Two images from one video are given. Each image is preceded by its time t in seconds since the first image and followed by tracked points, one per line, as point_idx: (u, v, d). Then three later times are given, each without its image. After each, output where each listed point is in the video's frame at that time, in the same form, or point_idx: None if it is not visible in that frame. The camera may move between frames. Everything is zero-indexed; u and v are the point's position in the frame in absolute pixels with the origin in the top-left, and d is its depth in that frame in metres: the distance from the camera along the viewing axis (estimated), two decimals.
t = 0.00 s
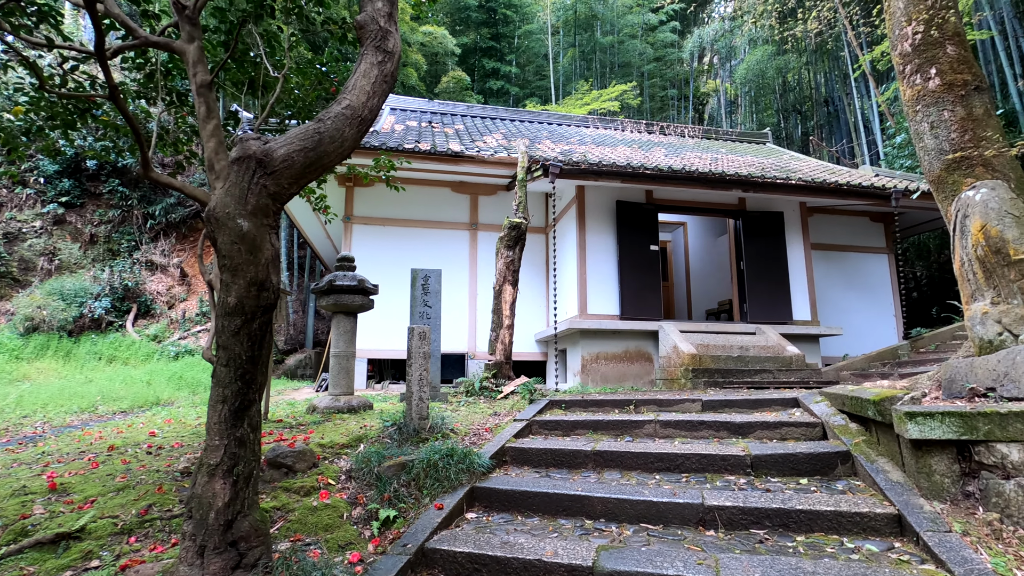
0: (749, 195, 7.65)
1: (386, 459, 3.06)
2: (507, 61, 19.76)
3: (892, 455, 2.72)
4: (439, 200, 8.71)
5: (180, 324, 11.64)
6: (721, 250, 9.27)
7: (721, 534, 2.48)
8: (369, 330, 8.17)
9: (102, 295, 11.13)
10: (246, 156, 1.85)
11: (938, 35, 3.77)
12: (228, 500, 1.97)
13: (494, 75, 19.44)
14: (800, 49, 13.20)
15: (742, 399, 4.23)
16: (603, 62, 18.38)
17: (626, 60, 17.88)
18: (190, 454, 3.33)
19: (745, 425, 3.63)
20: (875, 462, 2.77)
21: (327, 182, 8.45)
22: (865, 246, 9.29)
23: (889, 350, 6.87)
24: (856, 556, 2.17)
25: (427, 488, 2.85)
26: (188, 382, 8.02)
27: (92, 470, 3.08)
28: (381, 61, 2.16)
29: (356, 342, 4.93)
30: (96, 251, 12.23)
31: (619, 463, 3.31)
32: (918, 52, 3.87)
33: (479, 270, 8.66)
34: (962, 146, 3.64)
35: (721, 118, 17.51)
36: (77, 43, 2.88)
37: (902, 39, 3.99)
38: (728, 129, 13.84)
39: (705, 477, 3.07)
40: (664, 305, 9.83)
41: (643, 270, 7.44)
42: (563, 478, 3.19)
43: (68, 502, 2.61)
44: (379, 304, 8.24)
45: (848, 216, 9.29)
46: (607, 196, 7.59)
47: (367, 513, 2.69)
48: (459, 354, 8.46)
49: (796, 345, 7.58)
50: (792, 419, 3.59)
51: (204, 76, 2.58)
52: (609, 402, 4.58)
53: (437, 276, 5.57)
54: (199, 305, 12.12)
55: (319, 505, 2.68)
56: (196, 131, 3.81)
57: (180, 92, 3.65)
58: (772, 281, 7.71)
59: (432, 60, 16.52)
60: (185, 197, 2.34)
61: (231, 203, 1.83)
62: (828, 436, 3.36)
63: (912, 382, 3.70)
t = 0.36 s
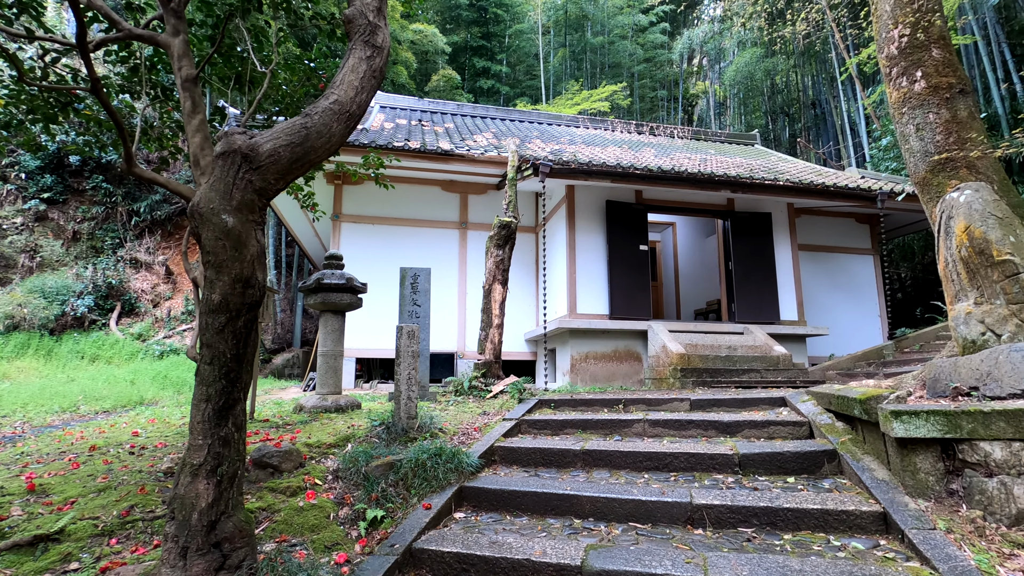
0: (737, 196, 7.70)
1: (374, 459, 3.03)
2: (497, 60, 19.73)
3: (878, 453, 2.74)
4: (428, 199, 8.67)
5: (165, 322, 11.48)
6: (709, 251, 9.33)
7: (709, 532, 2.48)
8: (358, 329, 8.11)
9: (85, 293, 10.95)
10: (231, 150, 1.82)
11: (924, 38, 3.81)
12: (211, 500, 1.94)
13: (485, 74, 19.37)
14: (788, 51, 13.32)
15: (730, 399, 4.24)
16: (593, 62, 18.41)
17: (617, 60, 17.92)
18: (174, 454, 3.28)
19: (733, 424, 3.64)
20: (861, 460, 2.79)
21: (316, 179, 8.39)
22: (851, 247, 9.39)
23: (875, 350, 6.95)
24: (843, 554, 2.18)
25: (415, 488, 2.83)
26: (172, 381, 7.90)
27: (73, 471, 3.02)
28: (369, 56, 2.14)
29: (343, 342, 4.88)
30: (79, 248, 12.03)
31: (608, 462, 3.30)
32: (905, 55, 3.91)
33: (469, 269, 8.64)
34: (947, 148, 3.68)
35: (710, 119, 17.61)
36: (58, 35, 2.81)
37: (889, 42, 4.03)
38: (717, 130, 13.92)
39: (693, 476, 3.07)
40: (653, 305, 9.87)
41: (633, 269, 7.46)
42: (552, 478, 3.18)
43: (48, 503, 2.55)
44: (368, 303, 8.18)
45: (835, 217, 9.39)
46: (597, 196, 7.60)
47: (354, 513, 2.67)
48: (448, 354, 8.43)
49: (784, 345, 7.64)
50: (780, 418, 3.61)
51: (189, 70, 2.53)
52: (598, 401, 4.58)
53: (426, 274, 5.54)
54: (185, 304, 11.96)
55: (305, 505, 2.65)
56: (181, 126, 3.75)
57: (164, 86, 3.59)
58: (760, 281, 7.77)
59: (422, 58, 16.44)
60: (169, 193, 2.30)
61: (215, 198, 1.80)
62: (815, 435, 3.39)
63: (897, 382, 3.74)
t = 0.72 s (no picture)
0: (726, 197, 7.76)
1: (362, 459, 3.02)
2: (488, 59, 19.72)
3: (862, 452, 2.77)
4: (418, 198, 8.65)
5: (151, 321, 11.35)
6: (698, 252, 9.39)
7: (695, 531, 2.50)
8: (346, 329, 8.07)
9: (68, 292, 10.81)
10: (217, 147, 1.80)
11: (908, 42, 3.87)
12: (196, 501, 1.92)
13: (476, 73, 19.34)
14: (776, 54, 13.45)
15: (717, 399, 4.26)
16: (584, 63, 18.46)
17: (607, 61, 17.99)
18: (159, 454, 3.24)
19: (719, 423, 3.67)
20: (845, 459, 2.81)
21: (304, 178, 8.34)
22: (837, 249, 9.49)
23: (860, 350, 7.03)
24: (827, 552, 2.21)
25: (403, 488, 2.82)
26: (158, 381, 7.81)
27: (55, 471, 2.98)
28: (357, 54, 2.13)
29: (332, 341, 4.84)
30: (63, 246, 11.84)
31: (596, 462, 3.32)
32: (890, 59, 3.97)
33: (458, 268, 8.62)
34: (931, 151, 3.73)
35: (699, 121, 17.73)
36: (41, 29, 2.76)
37: (875, 46, 4.09)
38: (706, 132, 14.02)
39: (681, 475, 3.09)
40: (642, 305, 9.92)
41: (622, 270, 7.49)
42: (541, 477, 3.19)
43: (28, 504, 2.51)
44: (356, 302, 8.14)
45: (821, 219, 9.49)
46: (586, 197, 7.62)
47: (341, 513, 2.66)
48: (438, 353, 8.41)
49: (771, 346, 7.71)
50: (767, 418, 3.64)
51: (175, 67, 2.49)
52: (587, 401, 4.60)
53: (416, 273, 5.53)
54: (171, 303, 11.83)
55: (292, 506, 2.63)
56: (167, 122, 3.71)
57: (150, 82, 3.56)
58: (747, 282, 7.83)
59: (413, 57, 16.39)
60: (155, 190, 2.27)
61: (201, 195, 1.78)
62: (801, 434, 3.42)
63: (881, 382, 3.79)
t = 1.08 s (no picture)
0: (704, 200, 7.85)
1: (336, 460, 2.97)
2: (470, 59, 19.68)
3: (832, 451, 2.82)
4: (398, 198, 8.59)
5: (121, 320, 11.06)
6: (676, 254, 9.49)
7: (670, 530, 2.52)
8: (323, 328, 7.97)
9: (33, 290, 10.52)
10: (184, 139, 1.75)
11: (879, 50, 3.97)
12: (160, 503, 1.86)
13: (457, 73, 19.28)
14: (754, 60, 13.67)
15: (693, 399, 4.30)
16: (566, 65, 18.52)
17: (589, 64, 18.09)
18: (125, 456, 3.15)
19: (695, 423, 3.71)
20: (816, 457, 2.86)
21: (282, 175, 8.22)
22: (811, 252, 9.69)
23: (832, 351, 7.18)
24: (797, 549, 2.24)
25: (378, 489, 2.78)
26: (127, 381, 7.60)
27: (13, 474, 2.87)
28: (332, 48, 2.10)
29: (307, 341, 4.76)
30: (28, 242, 11.47)
31: (572, 462, 3.32)
32: (862, 66, 4.06)
33: (437, 268, 8.57)
34: (900, 157, 3.83)
35: (679, 125, 17.94)
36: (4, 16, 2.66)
37: (847, 53, 4.18)
38: (685, 136, 14.19)
39: (656, 474, 3.11)
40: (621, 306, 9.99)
41: (601, 271, 7.53)
42: (517, 477, 3.18)
43: None
44: (333, 302, 8.06)
45: (796, 223, 9.67)
46: (566, 198, 7.64)
47: (313, 515, 2.61)
48: (416, 354, 8.34)
49: (747, 347, 7.82)
50: (741, 417, 3.69)
51: (145, 58, 2.42)
52: (564, 401, 4.60)
53: (394, 272, 5.49)
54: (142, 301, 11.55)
55: (263, 508, 2.58)
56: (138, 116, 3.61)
57: (120, 74, 3.47)
58: (724, 284, 7.94)
59: (394, 55, 16.27)
60: (123, 183, 2.20)
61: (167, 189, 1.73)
62: (774, 434, 3.47)
63: (850, 382, 3.88)
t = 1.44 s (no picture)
0: (693, 198, 7.82)
1: (314, 460, 2.86)
2: (459, 57, 19.54)
3: (823, 449, 2.76)
4: (385, 194, 8.47)
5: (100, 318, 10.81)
6: (664, 253, 9.46)
7: (659, 531, 2.44)
8: (306, 326, 7.82)
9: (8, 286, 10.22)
10: (146, 117, 1.64)
11: (871, 45, 3.93)
12: (121, 505, 1.75)
13: (446, 71, 19.15)
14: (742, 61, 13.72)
15: (682, 397, 4.24)
16: (555, 64, 18.45)
17: (578, 64, 18.05)
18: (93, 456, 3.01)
19: (685, 422, 3.64)
20: (807, 456, 2.80)
21: (265, 169, 8.07)
22: (799, 252, 9.71)
23: (820, 351, 7.17)
24: (790, 551, 2.17)
25: (357, 490, 2.68)
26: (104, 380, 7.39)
27: None
28: (308, 26, 2.00)
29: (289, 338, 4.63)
30: (4, 238, 11.16)
31: (559, 462, 3.24)
32: (852, 62, 4.02)
33: (424, 266, 8.46)
34: (890, 153, 3.80)
35: (668, 126, 17.97)
36: None
37: (838, 49, 4.15)
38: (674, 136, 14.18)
39: (645, 474, 3.04)
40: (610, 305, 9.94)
41: (590, 269, 7.47)
42: (503, 477, 3.09)
43: None
44: (318, 300, 7.93)
45: (784, 223, 9.69)
46: (555, 195, 7.57)
47: (289, 517, 2.50)
48: (402, 352, 8.22)
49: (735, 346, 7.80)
50: (731, 417, 3.63)
51: (117, 40, 2.31)
52: (552, 400, 4.51)
53: (379, 268, 5.38)
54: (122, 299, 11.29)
55: (236, 510, 2.47)
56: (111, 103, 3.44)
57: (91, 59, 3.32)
58: (713, 283, 7.91)
59: (383, 51, 16.11)
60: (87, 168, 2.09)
61: (127, 169, 1.62)
62: (764, 432, 3.41)
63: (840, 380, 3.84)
